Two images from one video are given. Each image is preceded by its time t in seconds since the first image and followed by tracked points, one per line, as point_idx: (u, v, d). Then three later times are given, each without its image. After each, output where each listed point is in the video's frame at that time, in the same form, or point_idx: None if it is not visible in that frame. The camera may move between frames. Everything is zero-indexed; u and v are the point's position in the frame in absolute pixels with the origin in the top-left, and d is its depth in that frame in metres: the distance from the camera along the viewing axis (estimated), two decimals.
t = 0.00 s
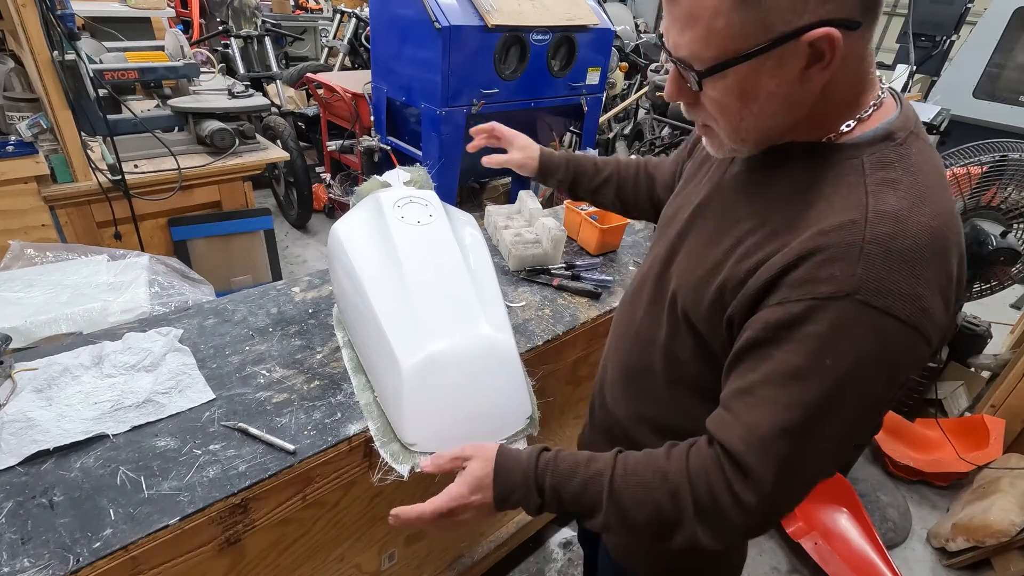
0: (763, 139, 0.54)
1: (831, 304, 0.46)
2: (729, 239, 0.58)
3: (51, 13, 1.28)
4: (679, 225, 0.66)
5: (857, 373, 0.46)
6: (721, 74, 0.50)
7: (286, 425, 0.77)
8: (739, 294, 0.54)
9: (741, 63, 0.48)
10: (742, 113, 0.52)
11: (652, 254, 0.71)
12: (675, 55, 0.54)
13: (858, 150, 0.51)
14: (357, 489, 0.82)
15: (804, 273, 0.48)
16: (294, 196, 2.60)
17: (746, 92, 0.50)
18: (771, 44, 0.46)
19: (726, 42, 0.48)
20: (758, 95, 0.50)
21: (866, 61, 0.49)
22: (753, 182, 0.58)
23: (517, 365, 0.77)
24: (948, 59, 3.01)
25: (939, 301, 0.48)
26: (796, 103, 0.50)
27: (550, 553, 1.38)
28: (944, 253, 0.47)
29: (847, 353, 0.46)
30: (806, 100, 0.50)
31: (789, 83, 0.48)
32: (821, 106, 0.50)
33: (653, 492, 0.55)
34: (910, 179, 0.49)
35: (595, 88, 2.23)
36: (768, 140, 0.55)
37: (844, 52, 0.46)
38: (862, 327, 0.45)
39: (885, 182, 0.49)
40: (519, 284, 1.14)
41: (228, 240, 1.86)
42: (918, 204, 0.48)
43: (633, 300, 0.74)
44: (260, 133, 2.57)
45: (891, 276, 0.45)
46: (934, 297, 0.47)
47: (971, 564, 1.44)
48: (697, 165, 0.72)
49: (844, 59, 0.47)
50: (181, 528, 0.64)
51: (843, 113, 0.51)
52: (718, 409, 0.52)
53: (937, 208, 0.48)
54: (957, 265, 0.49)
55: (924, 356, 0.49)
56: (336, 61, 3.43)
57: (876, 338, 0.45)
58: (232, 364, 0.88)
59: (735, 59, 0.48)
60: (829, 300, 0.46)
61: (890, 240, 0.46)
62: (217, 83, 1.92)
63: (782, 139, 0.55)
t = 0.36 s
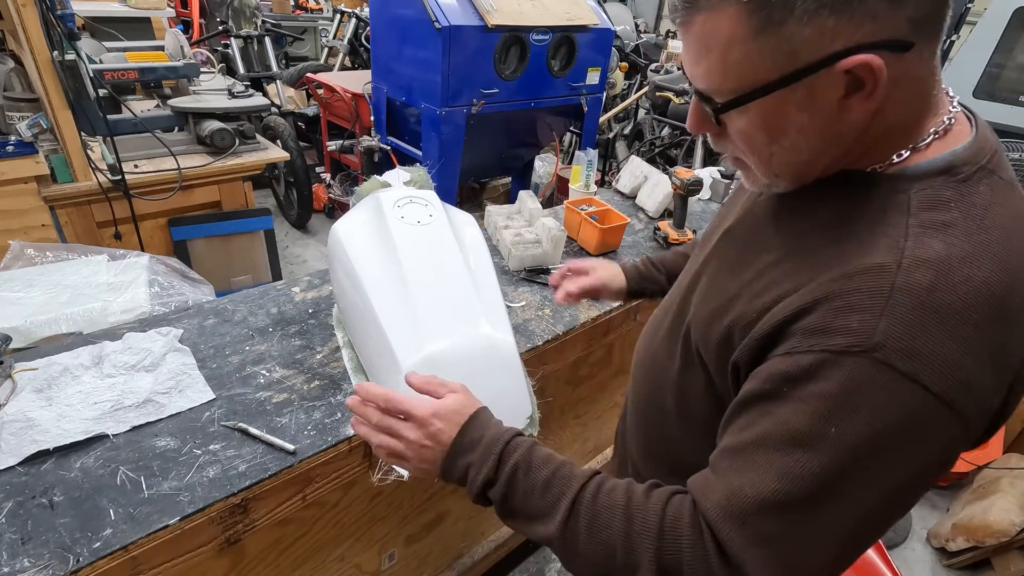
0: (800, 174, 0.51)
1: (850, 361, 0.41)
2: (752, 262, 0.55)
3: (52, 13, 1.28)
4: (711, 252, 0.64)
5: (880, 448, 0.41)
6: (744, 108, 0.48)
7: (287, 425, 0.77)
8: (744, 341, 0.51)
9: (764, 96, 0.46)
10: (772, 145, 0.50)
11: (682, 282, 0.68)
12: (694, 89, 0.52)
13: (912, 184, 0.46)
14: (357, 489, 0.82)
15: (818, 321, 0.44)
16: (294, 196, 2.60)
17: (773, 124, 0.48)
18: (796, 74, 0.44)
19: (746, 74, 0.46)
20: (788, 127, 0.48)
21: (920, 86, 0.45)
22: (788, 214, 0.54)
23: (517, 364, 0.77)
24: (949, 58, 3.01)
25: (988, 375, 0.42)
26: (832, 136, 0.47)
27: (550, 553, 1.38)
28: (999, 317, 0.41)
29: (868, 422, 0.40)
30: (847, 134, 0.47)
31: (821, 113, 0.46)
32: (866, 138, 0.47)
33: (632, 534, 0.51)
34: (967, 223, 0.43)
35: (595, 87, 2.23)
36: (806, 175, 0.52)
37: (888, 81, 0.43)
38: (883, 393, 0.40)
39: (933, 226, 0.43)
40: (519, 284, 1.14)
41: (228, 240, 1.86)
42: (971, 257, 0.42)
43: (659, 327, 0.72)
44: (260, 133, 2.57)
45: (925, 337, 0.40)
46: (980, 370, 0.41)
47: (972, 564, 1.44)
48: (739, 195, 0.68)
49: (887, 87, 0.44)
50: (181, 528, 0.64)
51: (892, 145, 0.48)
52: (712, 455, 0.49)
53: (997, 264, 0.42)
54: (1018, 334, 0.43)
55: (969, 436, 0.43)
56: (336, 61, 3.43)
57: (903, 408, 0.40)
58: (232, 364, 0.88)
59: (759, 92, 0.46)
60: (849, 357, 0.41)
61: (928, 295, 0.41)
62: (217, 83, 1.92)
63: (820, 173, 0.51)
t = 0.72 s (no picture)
0: (806, 211, 0.50)
1: (813, 404, 0.42)
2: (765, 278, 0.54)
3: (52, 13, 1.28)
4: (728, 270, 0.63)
5: (844, 489, 0.41)
6: (741, 151, 0.47)
7: (287, 425, 0.77)
8: (740, 366, 0.52)
9: (762, 141, 0.45)
10: (774, 185, 0.49)
11: (701, 295, 0.67)
12: (691, 130, 0.51)
13: (930, 221, 0.44)
14: (357, 489, 0.82)
15: (799, 359, 0.44)
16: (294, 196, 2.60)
17: (772, 165, 0.47)
18: (793, 121, 0.43)
19: (739, 119, 0.45)
20: (789, 170, 0.47)
21: (934, 125, 0.42)
22: (798, 242, 0.53)
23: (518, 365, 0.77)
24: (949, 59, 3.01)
25: (981, 436, 0.40)
26: (836, 178, 0.46)
27: (550, 553, 1.38)
28: (1001, 377, 0.39)
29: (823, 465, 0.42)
30: (852, 177, 0.45)
31: (824, 156, 0.44)
32: (874, 180, 0.45)
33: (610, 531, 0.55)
34: (976, 270, 0.41)
35: (595, 87, 2.23)
36: (813, 212, 0.50)
37: (896, 125, 0.41)
38: (840, 441, 0.41)
39: (936, 271, 0.41)
40: (519, 284, 1.14)
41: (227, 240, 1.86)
42: (973, 309, 0.40)
43: (672, 345, 0.70)
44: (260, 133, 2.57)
45: (898, 391, 0.40)
46: (970, 431, 0.40)
47: (972, 564, 1.44)
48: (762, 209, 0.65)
49: (894, 133, 0.42)
50: (181, 528, 0.64)
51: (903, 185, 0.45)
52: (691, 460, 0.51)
53: (1004, 321, 0.39)
54: None
55: (957, 491, 0.41)
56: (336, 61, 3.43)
57: (864, 459, 0.40)
58: (232, 364, 0.88)
59: (754, 139, 0.46)
60: (812, 401, 0.42)
61: (908, 347, 0.40)
62: (217, 83, 1.92)
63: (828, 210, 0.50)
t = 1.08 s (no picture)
0: (804, 231, 0.50)
1: (829, 440, 0.42)
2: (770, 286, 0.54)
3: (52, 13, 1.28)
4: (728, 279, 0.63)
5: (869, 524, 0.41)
6: (737, 180, 0.48)
7: (287, 425, 0.77)
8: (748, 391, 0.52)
9: (757, 172, 0.45)
10: (771, 209, 0.49)
11: (704, 301, 0.67)
12: (684, 155, 0.51)
13: (936, 238, 0.43)
14: (357, 489, 0.82)
15: (810, 391, 0.45)
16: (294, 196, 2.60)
17: (768, 194, 0.47)
18: (788, 154, 0.43)
19: (730, 152, 0.46)
20: (786, 197, 0.47)
21: (934, 151, 0.42)
22: (802, 253, 0.52)
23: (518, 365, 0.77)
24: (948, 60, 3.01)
25: (992, 460, 0.40)
26: (834, 204, 0.46)
27: (550, 553, 1.38)
28: (1010, 401, 0.39)
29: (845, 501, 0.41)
30: (847, 203, 0.45)
31: (821, 185, 0.44)
32: (872, 204, 0.45)
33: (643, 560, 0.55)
34: (984, 292, 0.40)
35: (595, 87, 2.23)
36: (810, 230, 0.50)
37: (894, 155, 0.41)
38: (855, 474, 0.41)
39: (944, 294, 0.41)
40: (519, 284, 1.14)
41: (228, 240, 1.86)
42: (981, 335, 0.39)
43: (673, 351, 0.70)
44: (260, 133, 2.57)
45: (910, 423, 0.40)
46: (988, 454, 0.39)
47: (973, 564, 1.44)
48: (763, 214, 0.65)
49: (893, 162, 0.42)
50: (181, 528, 0.64)
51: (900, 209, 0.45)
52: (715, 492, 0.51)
53: (1013, 345, 0.39)
54: None
55: (974, 516, 0.41)
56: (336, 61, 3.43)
57: (883, 493, 0.40)
58: (233, 364, 0.88)
59: (744, 172, 0.46)
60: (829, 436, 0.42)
61: (923, 379, 0.40)
62: (217, 83, 1.93)
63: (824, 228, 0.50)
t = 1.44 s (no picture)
0: (803, 222, 0.50)
1: (846, 439, 0.42)
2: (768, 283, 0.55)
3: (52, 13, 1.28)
4: (722, 279, 0.63)
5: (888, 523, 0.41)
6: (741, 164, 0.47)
7: (287, 425, 0.77)
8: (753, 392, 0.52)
9: (766, 157, 0.45)
10: (773, 200, 0.49)
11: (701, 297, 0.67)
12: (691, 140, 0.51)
13: (938, 232, 0.43)
14: (357, 489, 0.82)
15: (823, 394, 0.44)
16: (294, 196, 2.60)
17: (771, 183, 0.47)
18: (797, 141, 0.43)
19: (740, 139, 0.45)
20: (790, 186, 0.47)
21: (938, 147, 0.42)
22: (800, 253, 0.52)
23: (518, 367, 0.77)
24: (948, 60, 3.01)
25: (1005, 446, 0.40)
26: (837, 197, 0.45)
27: (550, 553, 1.38)
28: (1016, 392, 0.39)
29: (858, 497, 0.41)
30: (852, 196, 0.45)
31: (826, 175, 0.44)
32: (872, 199, 0.45)
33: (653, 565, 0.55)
34: (990, 284, 0.41)
35: (595, 87, 2.23)
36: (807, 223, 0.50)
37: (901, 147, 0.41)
38: (871, 472, 0.41)
39: (951, 286, 0.41)
40: (519, 284, 1.14)
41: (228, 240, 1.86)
42: (987, 326, 0.40)
43: (669, 348, 0.70)
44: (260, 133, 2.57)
45: (926, 419, 0.39)
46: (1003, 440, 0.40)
47: (972, 564, 1.43)
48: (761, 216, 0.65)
49: (898, 156, 0.41)
50: (181, 528, 0.64)
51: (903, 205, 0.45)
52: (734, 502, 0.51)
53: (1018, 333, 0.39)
54: None
55: (987, 501, 0.42)
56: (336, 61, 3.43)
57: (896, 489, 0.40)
58: (232, 364, 0.88)
59: (754, 156, 0.46)
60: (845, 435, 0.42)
61: (936, 373, 0.40)
62: (217, 83, 1.92)
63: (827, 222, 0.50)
